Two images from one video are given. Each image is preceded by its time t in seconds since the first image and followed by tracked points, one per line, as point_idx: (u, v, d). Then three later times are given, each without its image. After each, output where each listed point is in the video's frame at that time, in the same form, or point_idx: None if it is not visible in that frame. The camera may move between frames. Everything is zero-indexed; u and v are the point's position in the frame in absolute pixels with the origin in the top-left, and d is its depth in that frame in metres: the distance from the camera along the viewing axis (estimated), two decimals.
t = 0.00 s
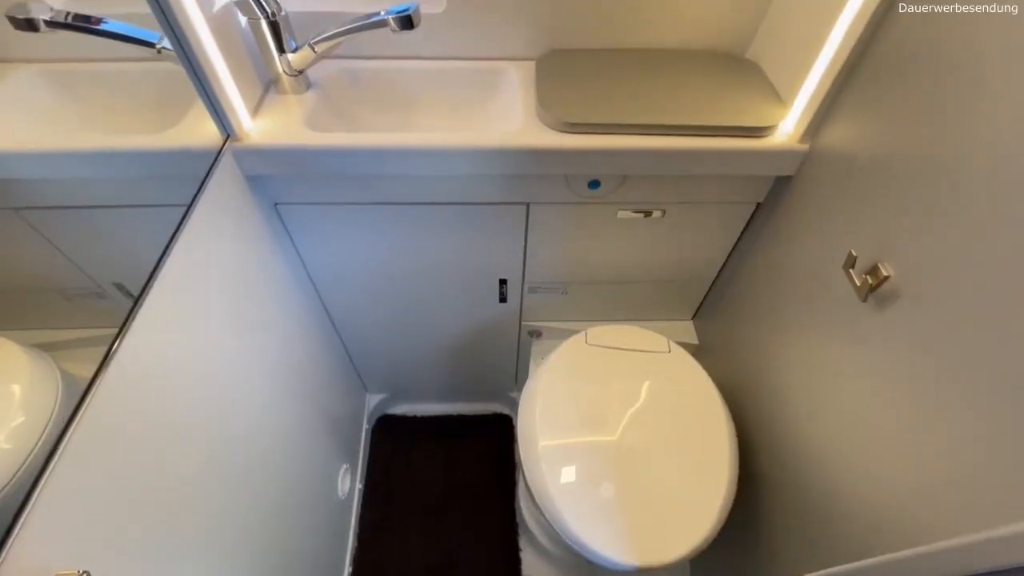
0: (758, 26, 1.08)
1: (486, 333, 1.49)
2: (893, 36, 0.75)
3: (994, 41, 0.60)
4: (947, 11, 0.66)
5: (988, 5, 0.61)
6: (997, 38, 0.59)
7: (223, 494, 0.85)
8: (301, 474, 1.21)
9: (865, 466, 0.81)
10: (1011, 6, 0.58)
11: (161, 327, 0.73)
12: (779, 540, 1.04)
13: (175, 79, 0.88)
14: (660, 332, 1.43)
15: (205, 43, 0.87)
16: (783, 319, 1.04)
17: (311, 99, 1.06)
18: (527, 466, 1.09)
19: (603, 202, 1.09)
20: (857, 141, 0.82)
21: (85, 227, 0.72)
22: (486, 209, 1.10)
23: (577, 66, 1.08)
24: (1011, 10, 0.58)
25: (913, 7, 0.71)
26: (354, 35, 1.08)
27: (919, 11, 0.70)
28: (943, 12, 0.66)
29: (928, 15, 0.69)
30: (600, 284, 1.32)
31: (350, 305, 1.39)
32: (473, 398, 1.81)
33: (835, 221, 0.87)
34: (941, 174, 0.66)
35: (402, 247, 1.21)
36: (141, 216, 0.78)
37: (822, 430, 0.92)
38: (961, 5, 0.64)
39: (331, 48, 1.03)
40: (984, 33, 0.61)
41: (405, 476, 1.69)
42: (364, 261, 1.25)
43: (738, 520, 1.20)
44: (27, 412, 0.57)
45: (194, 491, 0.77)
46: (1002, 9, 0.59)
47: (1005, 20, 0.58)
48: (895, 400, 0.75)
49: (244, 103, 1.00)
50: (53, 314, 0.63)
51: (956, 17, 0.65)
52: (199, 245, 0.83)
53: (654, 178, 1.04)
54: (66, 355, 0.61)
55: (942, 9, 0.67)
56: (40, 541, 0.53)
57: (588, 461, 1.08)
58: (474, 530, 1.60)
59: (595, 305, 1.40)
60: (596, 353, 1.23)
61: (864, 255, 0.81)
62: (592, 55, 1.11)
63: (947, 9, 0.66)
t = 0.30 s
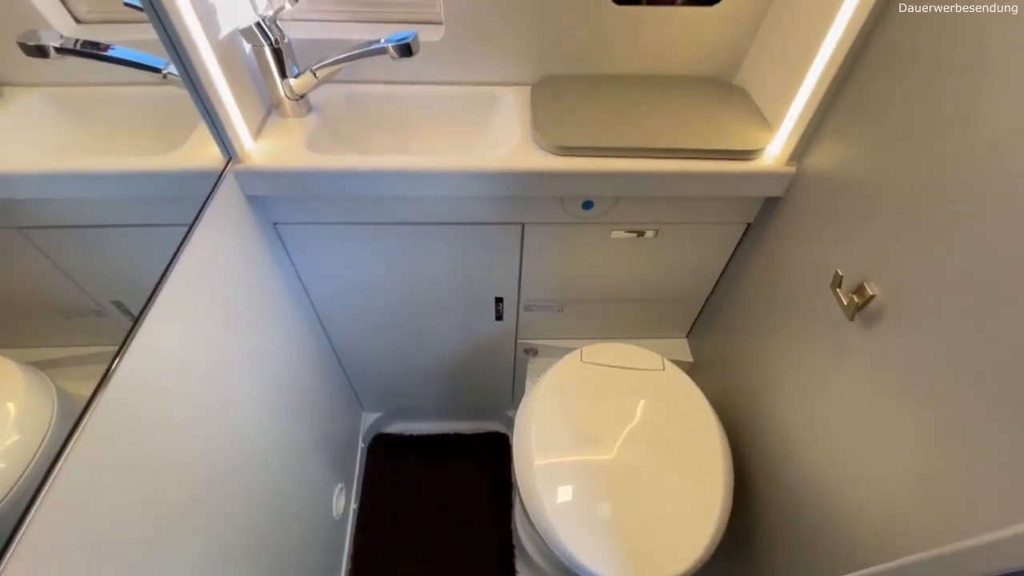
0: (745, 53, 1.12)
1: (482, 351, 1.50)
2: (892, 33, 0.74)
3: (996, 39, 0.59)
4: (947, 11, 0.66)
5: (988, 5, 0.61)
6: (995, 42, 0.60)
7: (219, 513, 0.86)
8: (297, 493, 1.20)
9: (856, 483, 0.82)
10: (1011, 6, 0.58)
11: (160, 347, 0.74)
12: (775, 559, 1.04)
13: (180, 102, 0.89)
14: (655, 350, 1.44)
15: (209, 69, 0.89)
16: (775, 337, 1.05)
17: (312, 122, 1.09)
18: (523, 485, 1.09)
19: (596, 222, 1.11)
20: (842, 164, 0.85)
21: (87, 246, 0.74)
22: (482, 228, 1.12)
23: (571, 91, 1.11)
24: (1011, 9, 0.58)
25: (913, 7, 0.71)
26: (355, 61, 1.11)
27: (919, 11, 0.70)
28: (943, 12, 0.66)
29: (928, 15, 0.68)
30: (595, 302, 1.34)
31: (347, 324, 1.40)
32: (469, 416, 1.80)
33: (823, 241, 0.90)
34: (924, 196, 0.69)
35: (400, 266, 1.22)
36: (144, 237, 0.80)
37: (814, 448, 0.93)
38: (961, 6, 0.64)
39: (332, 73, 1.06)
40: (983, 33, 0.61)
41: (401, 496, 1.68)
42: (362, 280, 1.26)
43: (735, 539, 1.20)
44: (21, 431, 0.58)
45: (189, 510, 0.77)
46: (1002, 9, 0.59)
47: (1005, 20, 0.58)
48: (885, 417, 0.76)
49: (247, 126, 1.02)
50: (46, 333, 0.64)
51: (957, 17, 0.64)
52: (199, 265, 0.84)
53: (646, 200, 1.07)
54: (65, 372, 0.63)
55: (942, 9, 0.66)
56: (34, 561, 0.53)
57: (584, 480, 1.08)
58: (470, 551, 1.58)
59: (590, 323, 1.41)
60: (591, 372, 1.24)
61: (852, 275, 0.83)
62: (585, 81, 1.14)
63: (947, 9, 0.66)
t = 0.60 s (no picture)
0: (733, 82, 1.16)
1: (478, 371, 1.50)
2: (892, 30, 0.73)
3: (994, 39, 0.59)
4: (947, 11, 0.65)
5: (988, 6, 0.60)
6: (994, 42, 0.59)
7: (214, 532, 0.86)
8: (293, 514, 1.20)
9: (848, 503, 0.82)
10: (1011, 6, 0.57)
11: (158, 368, 0.75)
12: None
13: (185, 127, 0.92)
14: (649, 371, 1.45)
15: (213, 97, 0.93)
16: (766, 357, 1.06)
17: (312, 146, 1.12)
18: (518, 507, 1.09)
19: (590, 244, 1.14)
20: (827, 189, 0.88)
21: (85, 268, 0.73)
22: (478, 250, 1.14)
23: (565, 118, 1.15)
24: (1011, 9, 0.57)
25: (913, 7, 0.70)
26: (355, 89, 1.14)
27: (919, 11, 0.69)
28: (942, 12, 0.65)
29: (928, 15, 0.68)
30: (590, 322, 1.35)
31: (343, 344, 1.40)
32: (465, 438, 1.80)
33: (811, 263, 0.92)
34: (904, 220, 0.71)
35: (396, 287, 1.24)
36: (146, 257, 0.81)
37: (807, 468, 0.93)
38: (961, 6, 0.63)
39: (332, 100, 1.09)
40: (976, 36, 0.61)
41: (396, 518, 1.66)
42: (359, 301, 1.27)
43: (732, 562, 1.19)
44: (13, 452, 0.56)
45: (185, 527, 0.78)
46: (1002, 9, 0.58)
47: (1006, 20, 0.57)
48: (875, 436, 0.77)
49: (248, 150, 1.05)
50: (48, 351, 0.62)
51: (957, 17, 0.64)
52: (199, 287, 0.86)
53: (638, 222, 1.09)
54: (85, 384, 0.64)
55: (942, 9, 0.65)
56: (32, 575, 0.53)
57: (579, 502, 1.07)
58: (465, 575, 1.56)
59: (585, 343, 1.42)
60: (585, 392, 1.24)
61: (838, 296, 0.85)
62: (579, 107, 1.18)
63: (947, 9, 0.65)
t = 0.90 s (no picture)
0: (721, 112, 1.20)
1: (474, 393, 1.51)
2: (892, 31, 0.73)
3: (997, 40, 0.58)
4: (947, 11, 0.65)
5: (988, 6, 0.60)
6: (983, 56, 0.60)
7: (208, 554, 0.86)
8: (288, 538, 1.19)
9: (841, 525, 0.82)
10: (1011, 6, 0.57)
11: (156, 393, 0.77)
12: None
13: (191, 154, 0.95)
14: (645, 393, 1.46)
15: (218, 125, 0.96)
16: (759, 379, 1.08)
17: (314, 172, 1.15)
18: (514, 531, 1.08)
19: (585, 267, 1.16)
20: (813, 214, 0.91)
21: (88, 290, 0.73)
22: (475, 272, 1.16)
23: (559, 145, 1.18)
24: (1011, 10, 0.57)
25: (913, 7, 0.70)
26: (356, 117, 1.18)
27: (918, 11, 0.69)
28: (942, 13, 0.65)
29: (928, 15, 0.67)
30: (585, 344, 1.36)
31: (341, 366, 1.41)
32: (461, 460, 1.79)
33: (800, 287, 0.94)
34: (887, 246, 0.73)
35: (394, 310, 1.25)
36: (147, 279, 0.83)
37: (800, 490, 0.93)
38: (962, 5, 0.63)
39: (334, 128, 1.12)
40: (979, 33, 0.60)
41: (390, 542, 1.64)
42: (357, 322, 1.28)
43: None
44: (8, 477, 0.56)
45: (178, 550, 0.78)
46: (1002, 9, 0.58)
47: (1005, 21, 0.57)
48: (865, 457, 0.78)
49: (252, 175, 1.08)
50: (53, 374, 0.63)
51: (957, 17, 0.63)
52: (198, 310, 0.88)
53: (631, 246, 1.11)
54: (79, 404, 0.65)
55: (942, 10, 0.65)
56: None
57: (576, 526, 1.07)
58: None
59: (580, 364, 1.43)
60: (581, 414, 1.25)
61: (825, 318, 0.87)
62: (573, 135, 1.21)
63: (947, 10, 0.65)
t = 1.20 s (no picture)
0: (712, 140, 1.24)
1: (471, 415, 1.50)
2: (892, 32, 0.72)
3: (999, 40, 0.58)
4: (947, 11, 0.64)
5: (987, 6, 0.59)
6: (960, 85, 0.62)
7: None
8: (283, 563, 1.18)
9: (838, 547, 0.82)
10: (1012, 6, 0.57)
11: (156, 416, 0.78)
12: None
13: (198, 179, 0.97)
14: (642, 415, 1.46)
15: (224, 152, 1.00)
16: (754, 401, 1.08)
17: (316, 197, 1.17)
18: (511, 556, 1.07)
19: (581, 290, 1.18)
20: (801, 239, 0.93)
21: (90, 313, 0.74)
22: (473, 295, 1.17)
23: (555, 172, 1.21)
24: (1011, 10, 0.57)
25: (913, 7, 0.69)
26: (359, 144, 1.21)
27: (919, 11, 0.68)
28: (942, 12, 0.65)
29: (929, 15, 0.67)
30: (582, 366, 1.37)
31: (338, 388, 1.41)
32: (458, 484, 1.77)
33: (791, 309, 0.96)
34: (872, 269, 0.76)
35: (392, 332, 1.26)
36: (149, 300, 0.84)
37: (797, 513, 0.93)
38: (962, 5, 0.62)
39: (336, 154, 1.16)
40: (980, 34, 0.60)
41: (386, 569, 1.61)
42: (355, 345, 1.29)
43: None
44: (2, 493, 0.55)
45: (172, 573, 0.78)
46: (1003, 9, 0.58)
47: (1006, 21, 0.57)
48: (859, 479, 0.78)
49: (255, 200, 1.10)
50: (53, 397, 0.63)
51: (957, 17, 0.63)
52: (200, 332, 0.90)
53: (626, 269, 1.13)
54: (77, 428, 0.65)
55: (942, 9, 0.65)
56: None
57: (574, 550, 1.06)
58: None
59: (577, 386, 1.44)
60: (578, 436, 1.25)
61: (816, 340, 0.88)
62: (569, 162, 1.25)
63: (947, 10, 0.64)
